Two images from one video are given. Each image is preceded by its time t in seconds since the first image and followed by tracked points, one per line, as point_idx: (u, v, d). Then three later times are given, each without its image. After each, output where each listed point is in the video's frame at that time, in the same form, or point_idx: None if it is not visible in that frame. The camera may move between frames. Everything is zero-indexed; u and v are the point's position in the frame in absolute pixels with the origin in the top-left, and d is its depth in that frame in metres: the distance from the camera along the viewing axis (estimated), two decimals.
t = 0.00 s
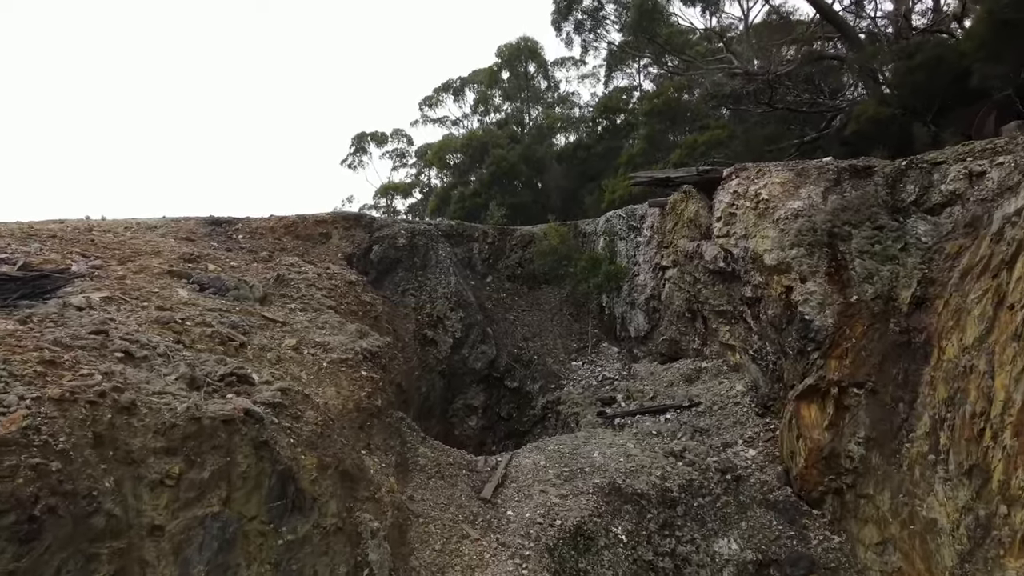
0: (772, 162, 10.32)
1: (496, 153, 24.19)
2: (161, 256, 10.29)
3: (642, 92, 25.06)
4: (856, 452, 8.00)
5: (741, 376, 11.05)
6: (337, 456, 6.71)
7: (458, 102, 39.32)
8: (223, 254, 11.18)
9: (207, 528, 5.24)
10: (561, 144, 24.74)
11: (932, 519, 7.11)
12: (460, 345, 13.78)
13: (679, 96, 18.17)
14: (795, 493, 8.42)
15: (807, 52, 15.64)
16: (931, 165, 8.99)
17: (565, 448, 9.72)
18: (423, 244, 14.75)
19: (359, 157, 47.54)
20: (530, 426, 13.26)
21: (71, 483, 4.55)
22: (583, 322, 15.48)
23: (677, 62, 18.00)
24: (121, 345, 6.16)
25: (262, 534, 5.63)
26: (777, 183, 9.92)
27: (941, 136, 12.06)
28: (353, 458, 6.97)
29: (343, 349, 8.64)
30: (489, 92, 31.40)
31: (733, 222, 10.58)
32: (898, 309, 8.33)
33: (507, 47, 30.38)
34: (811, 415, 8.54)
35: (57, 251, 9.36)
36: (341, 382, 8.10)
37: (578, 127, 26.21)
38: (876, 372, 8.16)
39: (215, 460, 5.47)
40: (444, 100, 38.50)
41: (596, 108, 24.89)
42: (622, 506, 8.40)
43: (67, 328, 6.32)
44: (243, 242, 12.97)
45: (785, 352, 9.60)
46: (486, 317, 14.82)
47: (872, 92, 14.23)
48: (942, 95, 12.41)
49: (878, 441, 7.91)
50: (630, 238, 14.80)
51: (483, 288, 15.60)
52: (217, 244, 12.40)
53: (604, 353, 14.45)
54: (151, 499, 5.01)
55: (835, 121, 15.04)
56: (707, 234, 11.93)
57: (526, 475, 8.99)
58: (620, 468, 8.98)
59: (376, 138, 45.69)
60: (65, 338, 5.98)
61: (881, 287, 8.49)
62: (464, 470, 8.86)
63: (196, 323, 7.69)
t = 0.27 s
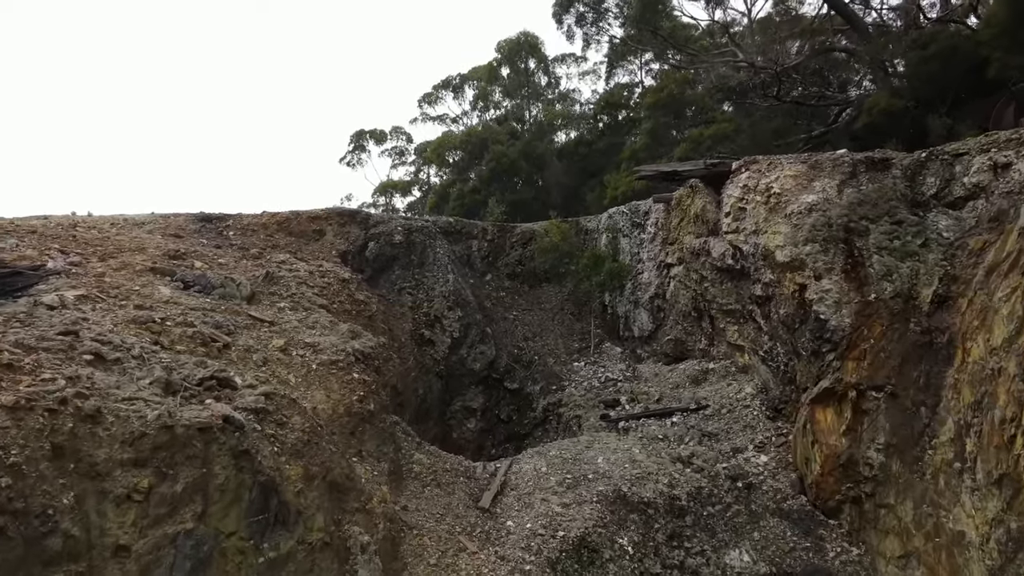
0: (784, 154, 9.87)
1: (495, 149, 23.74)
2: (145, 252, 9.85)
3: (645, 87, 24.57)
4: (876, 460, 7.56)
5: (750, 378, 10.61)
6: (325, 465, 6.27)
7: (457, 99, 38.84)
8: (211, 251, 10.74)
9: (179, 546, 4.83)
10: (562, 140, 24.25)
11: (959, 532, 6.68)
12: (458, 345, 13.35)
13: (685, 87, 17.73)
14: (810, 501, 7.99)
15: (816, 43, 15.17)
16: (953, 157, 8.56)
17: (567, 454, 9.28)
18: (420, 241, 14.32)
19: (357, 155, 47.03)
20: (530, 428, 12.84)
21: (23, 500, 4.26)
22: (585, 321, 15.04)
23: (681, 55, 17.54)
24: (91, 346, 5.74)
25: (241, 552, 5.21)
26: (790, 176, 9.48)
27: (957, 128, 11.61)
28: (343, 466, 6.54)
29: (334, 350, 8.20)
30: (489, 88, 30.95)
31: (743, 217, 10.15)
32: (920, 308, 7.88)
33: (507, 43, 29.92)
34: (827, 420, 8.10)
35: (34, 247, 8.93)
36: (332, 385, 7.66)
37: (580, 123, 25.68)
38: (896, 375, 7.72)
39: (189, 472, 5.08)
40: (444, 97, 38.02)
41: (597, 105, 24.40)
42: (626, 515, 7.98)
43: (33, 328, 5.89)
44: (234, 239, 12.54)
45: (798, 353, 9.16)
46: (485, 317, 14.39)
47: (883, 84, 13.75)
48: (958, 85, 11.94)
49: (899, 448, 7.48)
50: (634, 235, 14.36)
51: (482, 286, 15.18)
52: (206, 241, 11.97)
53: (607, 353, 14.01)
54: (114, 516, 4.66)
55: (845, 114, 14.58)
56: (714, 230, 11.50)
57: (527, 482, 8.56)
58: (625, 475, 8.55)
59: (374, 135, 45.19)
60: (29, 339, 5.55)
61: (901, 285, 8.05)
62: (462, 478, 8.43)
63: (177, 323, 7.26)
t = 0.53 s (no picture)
0: (797, 143, 9.43)
1: (495, 142, 23.29)
2: (128, 246, 9.40)
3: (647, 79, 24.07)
4: (897, 465, 7.14)
5: (760, 377, 10.18)
6: (312, 473, 5.84)
7: (456, 93, 38.30)
8: (197, 245, 10.29)
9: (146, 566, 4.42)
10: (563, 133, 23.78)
11: (988, 543, 6.26)
12: (456, 343, 12.92)
13: (689, 77, 17.10)
14: (826, 508, 7.57)
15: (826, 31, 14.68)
16: (977, 144, 8.09)
17: (569, 457, 8.85)
18: (417, 235, 13.88)
19: (356, 150, 46.50)
20: (531, 429, 12.42)
21: None
22: (586, 318, 14.62)
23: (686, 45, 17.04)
24: (55, 346, 5.30)
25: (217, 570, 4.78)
26: (804, 166, 9.03)
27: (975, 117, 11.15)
28: (331, 473, 6.11)
29: (323, 348, 7.76)
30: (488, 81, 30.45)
31: (754, 208, 9.71)
32: (943, 305, 7.44)
33: (507, 34, 29.39)
34: (843, 423, 7.66)
35: (9, 240, 8.48)
36: (320, 386, 7.23)
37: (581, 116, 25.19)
38: (919, 375, 7.28)
39: (158, 484, 4.66)
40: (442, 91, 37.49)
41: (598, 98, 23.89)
42: (632, 522, 7.56)
43: None
44: (223, 232, 12.09)
45: (811, 351, 8.72)
46: (484, 313, 13.97)
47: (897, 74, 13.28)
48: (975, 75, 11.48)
49: (922, 453, 7.06)
50: (637, 229, 13.91)
51: (481, 282, 14.75)
52: (194, 234, 11.51)
53: (609, 351, 13.59)
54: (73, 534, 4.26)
55: (856, 104, 14.12)
56: (721, 223, 11.05)
57: (527, 487, 8.14)
58: (630, 480, 8.12)
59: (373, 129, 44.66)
60: None
61: (922, 280, 7.60)
62: (458, 483, 8.01)
63: (155, 320, 6.82)
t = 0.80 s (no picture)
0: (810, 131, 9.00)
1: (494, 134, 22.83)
2: (108, 239, 8.96)
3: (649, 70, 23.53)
4: (920, 470, 6.72)
5: (770, 376, 9.75)
6: (295, 482, 5.42)
7: (455, 86, 37.76)
8: (183, 238, 9.85)
9: None
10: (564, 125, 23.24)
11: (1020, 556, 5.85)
12: (453, 340, 12.49)
13: (695, 65, 16.67)
14: (843, 515, 7.13)
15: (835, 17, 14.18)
16: (1003, 131, 7.63)
17: (572, 461, 8.43)
18: (413, 229, 13.43)
19: (353, 143, 45.96)
20: (530, 428, 12.00)
21: None
22: (588, 314, 14.19)
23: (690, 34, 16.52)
24: (13, 346, 4.87)
25: None
26: (819, 154, 8.58)
27: (994, 104, 10.68)
28: (316, 481, 5.70)
29: (311, 346, 7.32)
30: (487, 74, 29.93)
31: (765, 200, 9.27)
32: (968, 301, 7.00)
33: (507, 24, 28.83)
34: (862, 425, 7.21)
35: None
36: (307, 387, 6.80)
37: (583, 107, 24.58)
38: (942, 375, 6.85)
39: (119, 499, 4.24)
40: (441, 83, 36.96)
41: (599, 91, 23.40)
42: (637, 530, 7.15)
43: None
44: (211, 225, 11.63)
45: (825, 350, 8.30)
46: (482, 309, 13.54)
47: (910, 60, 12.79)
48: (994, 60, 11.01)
49: (947, 457, 6.65)
50: (641, 222, 13.47)
51: (480, 277, 14.32)
52: (180, 227, 11.06)
53: (612, 349, 13.18)
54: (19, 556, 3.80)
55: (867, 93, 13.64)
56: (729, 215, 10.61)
57: (526, 493, 7.73)
58: (636, 485, 7.70)
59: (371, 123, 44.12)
60: None
61: (946, 274, 7.15)
62: (454, 489, 7.59)
63: (129, 317, 6.39)
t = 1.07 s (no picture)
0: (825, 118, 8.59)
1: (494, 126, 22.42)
2: (87, 232, 8.53)
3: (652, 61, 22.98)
4: (945, 477, 6.30)
5: (781, 374, 9.32)
6: (275, 493, 5.01)
7: (454, 79, 37.22)
8: (167, 232, 9.42)
9: None
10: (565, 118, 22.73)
11: None
12: (451, 337, 12.06)
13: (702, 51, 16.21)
14: (863, 525, 6.72)
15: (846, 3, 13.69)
16: None
17: (573, 464, 8.01)
18: (409, 222, 12.99)
19: (352, 138, 45.43)
20: (530, 428, 11.59)
21: None
22: (590, 310, 13.78)
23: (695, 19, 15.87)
24: None
25: None
26: (835, 141, 8.15)
27: (1015, 92, 10.20)
28: (299, 492, 5.29)
29: (296, 344, 6.89)
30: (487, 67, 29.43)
31: (777, 190, 8.82)
32: (997, 297, 6.56)
33: (506, 15, 28.27)
34: (882, 429, 6.76)
35: None
36: (292, 389, 6.38)
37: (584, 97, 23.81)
38: (969, 375, 6.44)
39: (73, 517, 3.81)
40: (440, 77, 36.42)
41: (600, 83, 22.85)
42: (644, 541, 6.74)
43: None
44: (199, 218, 11.19)
45: (841, 348, 7.87)
46: (481, 305, 13.12)
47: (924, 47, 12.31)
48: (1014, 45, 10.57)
49: (974, 463, 6.24)
50: (645, 215, 13.02)
51: (478, 272, 13.91)
52: (166, 220, 10.63)
53: (614, 346, 12.76)
54: None
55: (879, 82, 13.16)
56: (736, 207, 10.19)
57: (526, 500, 7.31)
58: (642, 492, 7.29)
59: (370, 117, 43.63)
60: None
61: (972, 268, 6.71)
62: (449, 496, 7.17)
63: (100, 315, 5.96)
